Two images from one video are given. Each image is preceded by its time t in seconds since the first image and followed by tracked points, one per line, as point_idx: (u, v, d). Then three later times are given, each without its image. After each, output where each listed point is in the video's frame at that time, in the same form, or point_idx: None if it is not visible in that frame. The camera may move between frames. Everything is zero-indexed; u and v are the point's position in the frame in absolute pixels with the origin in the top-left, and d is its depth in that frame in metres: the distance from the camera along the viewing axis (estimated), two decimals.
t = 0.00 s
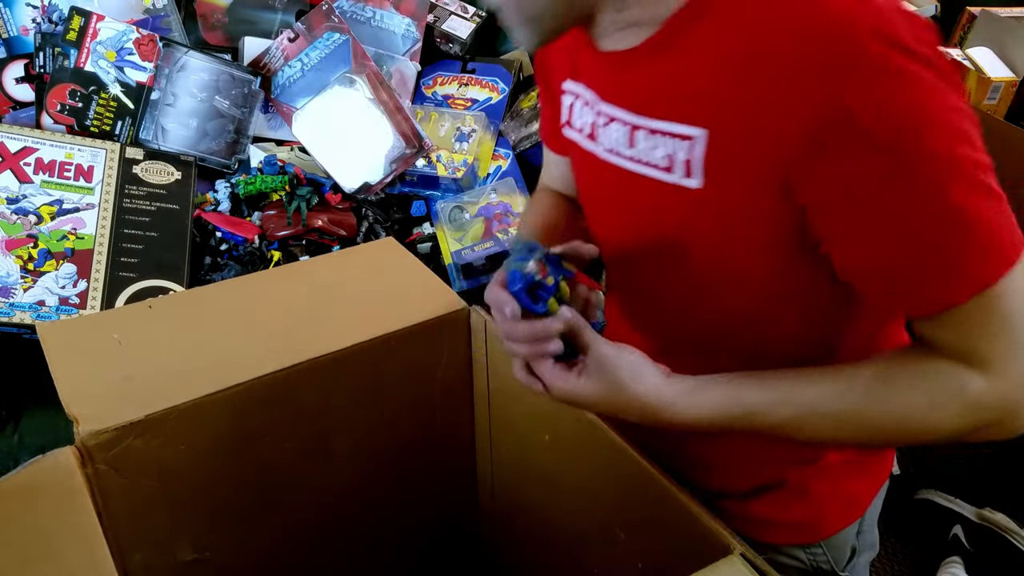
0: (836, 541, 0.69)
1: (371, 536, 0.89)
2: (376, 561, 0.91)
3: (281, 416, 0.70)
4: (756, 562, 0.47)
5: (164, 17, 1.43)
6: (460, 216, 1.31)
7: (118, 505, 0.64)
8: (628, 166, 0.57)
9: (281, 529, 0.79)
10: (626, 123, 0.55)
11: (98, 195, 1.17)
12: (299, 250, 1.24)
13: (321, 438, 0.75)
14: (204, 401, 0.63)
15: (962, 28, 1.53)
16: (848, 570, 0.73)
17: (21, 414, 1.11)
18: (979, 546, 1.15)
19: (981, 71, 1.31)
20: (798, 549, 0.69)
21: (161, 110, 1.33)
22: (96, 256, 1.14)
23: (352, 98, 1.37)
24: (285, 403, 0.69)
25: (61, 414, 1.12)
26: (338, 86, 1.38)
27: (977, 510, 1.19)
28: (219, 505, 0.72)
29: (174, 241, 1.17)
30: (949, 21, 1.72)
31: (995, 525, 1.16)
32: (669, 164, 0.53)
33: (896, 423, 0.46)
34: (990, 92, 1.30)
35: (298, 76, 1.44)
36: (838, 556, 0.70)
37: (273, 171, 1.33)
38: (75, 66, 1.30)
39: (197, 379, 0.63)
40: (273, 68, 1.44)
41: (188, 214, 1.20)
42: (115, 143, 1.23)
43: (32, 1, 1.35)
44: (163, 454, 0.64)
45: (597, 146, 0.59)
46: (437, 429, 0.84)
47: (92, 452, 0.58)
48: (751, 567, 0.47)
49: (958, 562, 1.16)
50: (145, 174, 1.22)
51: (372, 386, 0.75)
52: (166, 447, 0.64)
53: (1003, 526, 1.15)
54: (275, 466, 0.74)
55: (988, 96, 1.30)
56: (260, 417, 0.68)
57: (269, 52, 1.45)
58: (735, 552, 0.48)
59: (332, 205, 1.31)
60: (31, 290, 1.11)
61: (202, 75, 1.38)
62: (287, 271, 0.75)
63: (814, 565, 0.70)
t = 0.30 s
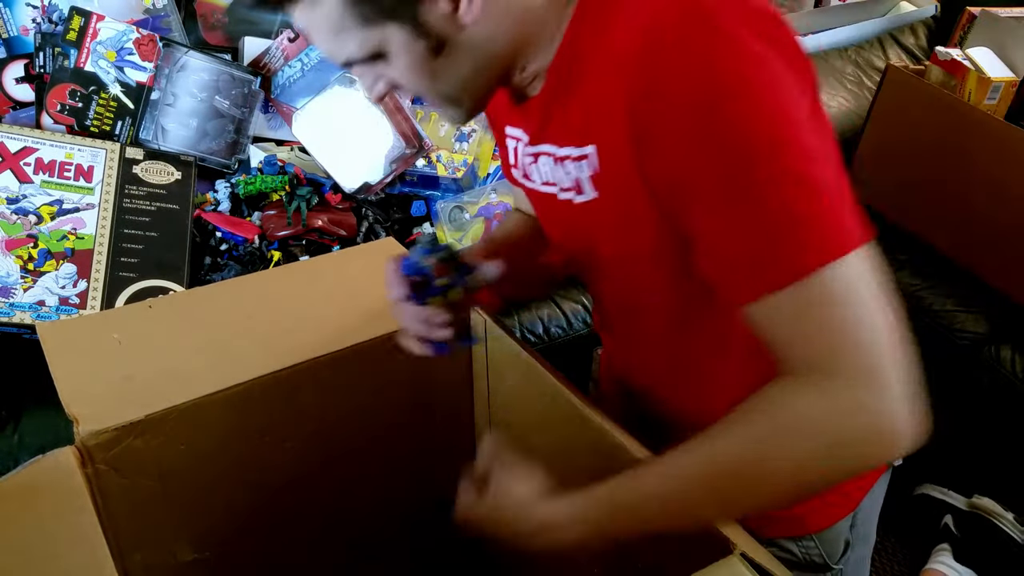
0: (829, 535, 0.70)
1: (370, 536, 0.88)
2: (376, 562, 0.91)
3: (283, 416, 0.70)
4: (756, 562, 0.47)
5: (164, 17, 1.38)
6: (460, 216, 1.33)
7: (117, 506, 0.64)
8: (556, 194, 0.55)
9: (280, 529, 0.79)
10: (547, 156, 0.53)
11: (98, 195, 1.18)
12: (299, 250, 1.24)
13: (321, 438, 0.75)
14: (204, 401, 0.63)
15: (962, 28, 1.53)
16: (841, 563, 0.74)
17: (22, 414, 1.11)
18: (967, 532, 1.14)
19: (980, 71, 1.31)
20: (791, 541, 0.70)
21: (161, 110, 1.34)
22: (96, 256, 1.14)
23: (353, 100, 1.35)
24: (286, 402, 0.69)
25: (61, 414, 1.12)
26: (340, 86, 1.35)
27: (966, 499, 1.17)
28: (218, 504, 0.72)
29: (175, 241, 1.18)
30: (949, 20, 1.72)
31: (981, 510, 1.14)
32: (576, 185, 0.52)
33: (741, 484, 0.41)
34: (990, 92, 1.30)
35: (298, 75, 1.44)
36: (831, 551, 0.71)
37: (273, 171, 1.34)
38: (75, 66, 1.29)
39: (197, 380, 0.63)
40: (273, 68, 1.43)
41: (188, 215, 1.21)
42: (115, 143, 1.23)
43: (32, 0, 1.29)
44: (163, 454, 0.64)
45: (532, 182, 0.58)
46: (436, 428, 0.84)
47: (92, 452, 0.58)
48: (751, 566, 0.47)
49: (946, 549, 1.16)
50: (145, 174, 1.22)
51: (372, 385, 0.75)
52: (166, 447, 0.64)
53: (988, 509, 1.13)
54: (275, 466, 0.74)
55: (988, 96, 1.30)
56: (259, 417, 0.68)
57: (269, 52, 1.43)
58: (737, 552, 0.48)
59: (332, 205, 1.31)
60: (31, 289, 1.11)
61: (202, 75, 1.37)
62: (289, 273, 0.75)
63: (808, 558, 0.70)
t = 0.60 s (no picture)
0: (829, 518, 0.73)
1: (370, 537, 0.88)
2: (377, 564, 0.91)
3: (284, 415, 0.70)
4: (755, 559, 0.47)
5: (164, 17, 1.44)
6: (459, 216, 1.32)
7: (117, 506, 0.64)
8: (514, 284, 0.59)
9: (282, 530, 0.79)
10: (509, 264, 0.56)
11: (98, 195, 1.17)
12: (299, 250, 1.24)
13: (321, 438, 0.75)
14: (206, 400, 0.63)
15: (962, 28, 1.54)
16: (844, 549, 0.75)
17: (21, 414, 1.11)
18: (957, 521, 1.11)
19: (980, 71, 1.31)
20: (789, 522, 0.74)
21: (161, 110, 1.33)
22: (96, 256, 1.13)
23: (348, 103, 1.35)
24: (287, 402, 0.69)
25: (60, 414, 1.12)
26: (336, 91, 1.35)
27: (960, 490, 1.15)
28: (219, 505, 0.72)
29: (174, 240, 1.18)
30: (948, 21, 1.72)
31: (970, 498, 1.12)
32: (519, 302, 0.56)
33: None
34: (989, 92, 1.30)
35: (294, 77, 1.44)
36: (831, 532, 0.73)
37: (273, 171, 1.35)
38: (75, 66, 1.30)
39: (199, 380, 0.63)
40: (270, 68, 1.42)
41: (188, 214, 1.21)
42: (115, 143, 1.23)
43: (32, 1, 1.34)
44: (164, 455, 0.64)
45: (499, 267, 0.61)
46: (435, 429, 0.84)
47: (92, 452, 0.58)
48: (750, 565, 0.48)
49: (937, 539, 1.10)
50: (145, 174, 1.22)
51: (372, 385, 0.75)
52: (167, 448, 0.63)
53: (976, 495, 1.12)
54: (275, 466, 0.74)
55: (988, 96, 1.31)
56: (260, 417, 0.68)
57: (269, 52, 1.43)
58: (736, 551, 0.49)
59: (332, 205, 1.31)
60: (31, 290, 1.10)
61: (202, 75, 1.38)
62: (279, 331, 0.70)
63: (808, 540, 0.74)
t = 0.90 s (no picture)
0: (833, 517, 0.73)
1: (370, 538, 0.88)
2: (376, 564, 0.91)
3: (284, 416, 0.70)
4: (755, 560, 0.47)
5: (164, 17, 1.44)
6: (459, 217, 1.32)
7: (116, 506, 0.64)
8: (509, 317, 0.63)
9: (282, 531, 0.80)
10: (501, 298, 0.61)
11: (98, 195, 1.17)
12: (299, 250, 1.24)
13: (321, 438, 0.75)
14: (206, 400, 0.63)
15: (962, 28, 1.53)
16: (848, 547, 0.75)
17: (21, 413, 1.11)
18: (952, 516, 1.10)
19: (981, 71, 1.31)
20: (794, 522, 0.74)
21: (161, 110, 1.33)
22: (96, 256, 1.13)
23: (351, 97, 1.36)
24: (286, 402, 0.69)
25: (61, 413, 1.13)
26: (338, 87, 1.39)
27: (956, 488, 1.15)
28: (218, 505, 0.72)
29: (175, 241, 1.18)
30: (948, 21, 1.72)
31: (966, 494, 1.12)
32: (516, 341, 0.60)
33: None
34: (990, 92, 1.30)
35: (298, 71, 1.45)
36: (836, 531, 0.73)
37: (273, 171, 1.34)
38: (75, 66, 1.30)
39: (198, 380, 0.63)
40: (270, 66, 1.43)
41: (188, 214, 1.21)
42: (115, 143, 1.23)
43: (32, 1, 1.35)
44: (162, 455, 0.64)
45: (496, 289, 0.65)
46: (436, 428, 0.84)
47: (91, 452, 0.58)
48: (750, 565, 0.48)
49: (933, 536, 1.10)
50: (145, 174, 1.22)
51: (372, 385, 0.75)
52: (166, 448, 0.64)
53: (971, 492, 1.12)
54: (275, 467, 0.74)
55: (988, 96, 1.31)
56: (260, 417, 0.68)
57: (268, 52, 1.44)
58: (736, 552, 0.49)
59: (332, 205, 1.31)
60: (31, 290, 1.10)
61: (202, 75, 1.38)
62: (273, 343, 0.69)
63: (814, 540, 0.74)
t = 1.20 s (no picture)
0: (836, 521, 0.73)
1: (371, 538, 0.88)
2: (377, 563, 0.91)
3: (285, 417, 0.70)
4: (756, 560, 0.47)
5: (164, 17, 1.44)
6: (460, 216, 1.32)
7: (116, 506, 0.64)
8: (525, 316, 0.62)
9: (282, 532, 0.79)
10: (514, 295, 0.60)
11: (97, 195, 1.17)
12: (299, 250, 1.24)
13: (321, 439, 0.75)
14: (206, 400, 0.63)
15: (963, 27, 1.53)
16: (852, 552, 0.76)
17: (21, 413, 1.11)
18: (954, 517, 1.10)
19: (981, 71, 1.31)
20: (797, 526, 0.74)
21: (161, 110, 1.33)
22: (95, 256, 1.13)
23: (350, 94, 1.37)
24: (286, 402, 0.69)
25: (60, 413, 1.12)
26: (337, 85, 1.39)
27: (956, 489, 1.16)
28: (218, 506, 0.72)
29: (174, 241, 1.18)
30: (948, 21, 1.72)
31: (968, 496, 1.13)
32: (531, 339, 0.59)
33: None
34: (990, 92, 1.30)
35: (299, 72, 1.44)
36: (838, 535, 0.74)
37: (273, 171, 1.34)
38: (74, 65, 1.29)
39: (199, 380, 0.63)
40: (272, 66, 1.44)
41: (188, 214, 1.21)
42: (115, 143, 1.23)
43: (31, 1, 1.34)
44: (162, 455, 0.64)
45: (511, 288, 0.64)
46: (436, 429, 0.83)
47: (91, 452, 0.58)
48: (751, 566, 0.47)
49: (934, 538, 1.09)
50: (145, 174, 1.21)
51: (372, 386, 0.74)
52: (166, 448, 0.63)
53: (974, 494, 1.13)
54: (276, 468, 0.74)
55: (988, 96, 1.31)
56: (260, 418, 0.68)
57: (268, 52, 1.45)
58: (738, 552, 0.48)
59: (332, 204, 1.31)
60: (31, 290, 1.10)
61: (202, 75, 1.38)
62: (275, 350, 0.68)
63: (816, 544, 0.74)
